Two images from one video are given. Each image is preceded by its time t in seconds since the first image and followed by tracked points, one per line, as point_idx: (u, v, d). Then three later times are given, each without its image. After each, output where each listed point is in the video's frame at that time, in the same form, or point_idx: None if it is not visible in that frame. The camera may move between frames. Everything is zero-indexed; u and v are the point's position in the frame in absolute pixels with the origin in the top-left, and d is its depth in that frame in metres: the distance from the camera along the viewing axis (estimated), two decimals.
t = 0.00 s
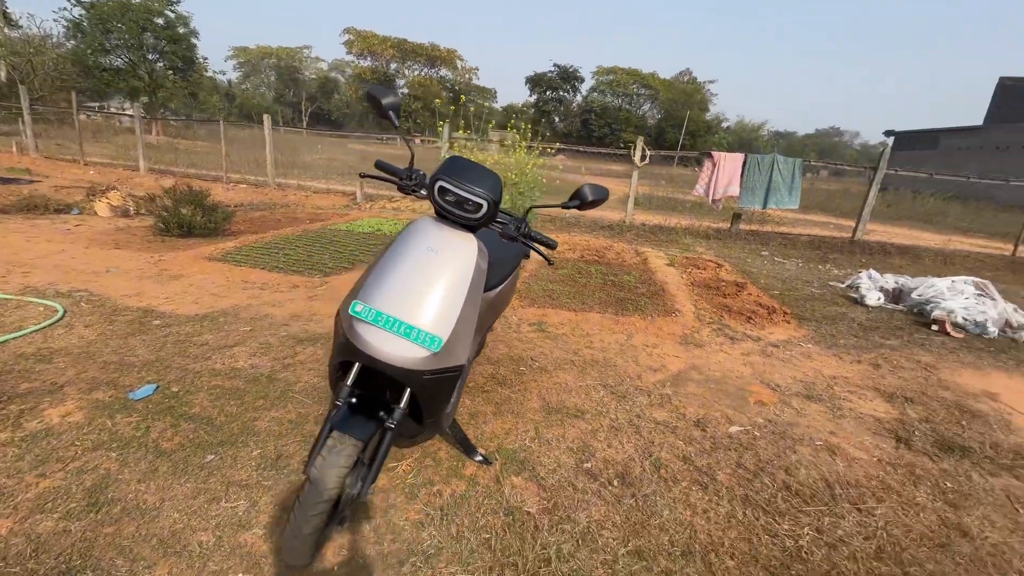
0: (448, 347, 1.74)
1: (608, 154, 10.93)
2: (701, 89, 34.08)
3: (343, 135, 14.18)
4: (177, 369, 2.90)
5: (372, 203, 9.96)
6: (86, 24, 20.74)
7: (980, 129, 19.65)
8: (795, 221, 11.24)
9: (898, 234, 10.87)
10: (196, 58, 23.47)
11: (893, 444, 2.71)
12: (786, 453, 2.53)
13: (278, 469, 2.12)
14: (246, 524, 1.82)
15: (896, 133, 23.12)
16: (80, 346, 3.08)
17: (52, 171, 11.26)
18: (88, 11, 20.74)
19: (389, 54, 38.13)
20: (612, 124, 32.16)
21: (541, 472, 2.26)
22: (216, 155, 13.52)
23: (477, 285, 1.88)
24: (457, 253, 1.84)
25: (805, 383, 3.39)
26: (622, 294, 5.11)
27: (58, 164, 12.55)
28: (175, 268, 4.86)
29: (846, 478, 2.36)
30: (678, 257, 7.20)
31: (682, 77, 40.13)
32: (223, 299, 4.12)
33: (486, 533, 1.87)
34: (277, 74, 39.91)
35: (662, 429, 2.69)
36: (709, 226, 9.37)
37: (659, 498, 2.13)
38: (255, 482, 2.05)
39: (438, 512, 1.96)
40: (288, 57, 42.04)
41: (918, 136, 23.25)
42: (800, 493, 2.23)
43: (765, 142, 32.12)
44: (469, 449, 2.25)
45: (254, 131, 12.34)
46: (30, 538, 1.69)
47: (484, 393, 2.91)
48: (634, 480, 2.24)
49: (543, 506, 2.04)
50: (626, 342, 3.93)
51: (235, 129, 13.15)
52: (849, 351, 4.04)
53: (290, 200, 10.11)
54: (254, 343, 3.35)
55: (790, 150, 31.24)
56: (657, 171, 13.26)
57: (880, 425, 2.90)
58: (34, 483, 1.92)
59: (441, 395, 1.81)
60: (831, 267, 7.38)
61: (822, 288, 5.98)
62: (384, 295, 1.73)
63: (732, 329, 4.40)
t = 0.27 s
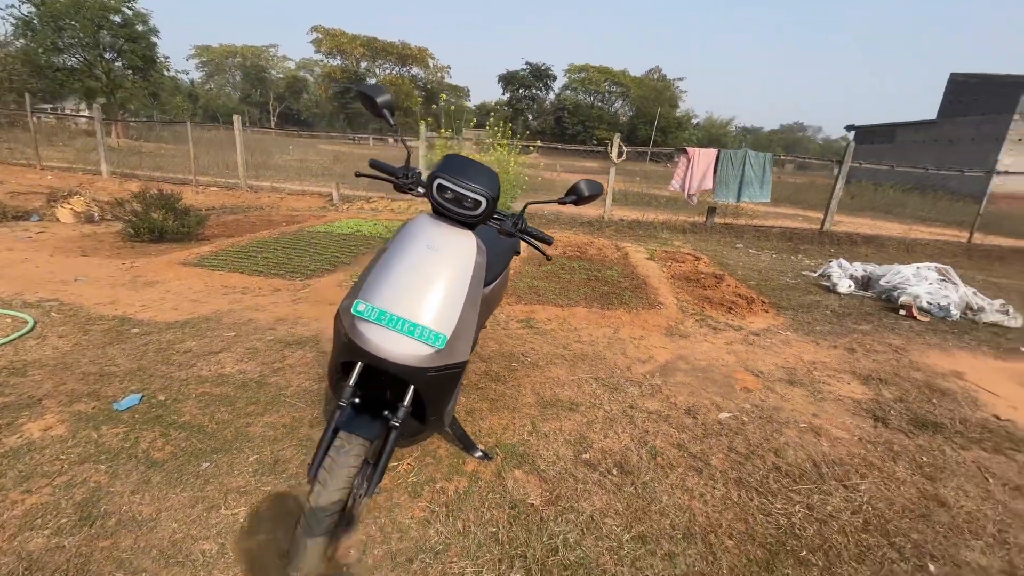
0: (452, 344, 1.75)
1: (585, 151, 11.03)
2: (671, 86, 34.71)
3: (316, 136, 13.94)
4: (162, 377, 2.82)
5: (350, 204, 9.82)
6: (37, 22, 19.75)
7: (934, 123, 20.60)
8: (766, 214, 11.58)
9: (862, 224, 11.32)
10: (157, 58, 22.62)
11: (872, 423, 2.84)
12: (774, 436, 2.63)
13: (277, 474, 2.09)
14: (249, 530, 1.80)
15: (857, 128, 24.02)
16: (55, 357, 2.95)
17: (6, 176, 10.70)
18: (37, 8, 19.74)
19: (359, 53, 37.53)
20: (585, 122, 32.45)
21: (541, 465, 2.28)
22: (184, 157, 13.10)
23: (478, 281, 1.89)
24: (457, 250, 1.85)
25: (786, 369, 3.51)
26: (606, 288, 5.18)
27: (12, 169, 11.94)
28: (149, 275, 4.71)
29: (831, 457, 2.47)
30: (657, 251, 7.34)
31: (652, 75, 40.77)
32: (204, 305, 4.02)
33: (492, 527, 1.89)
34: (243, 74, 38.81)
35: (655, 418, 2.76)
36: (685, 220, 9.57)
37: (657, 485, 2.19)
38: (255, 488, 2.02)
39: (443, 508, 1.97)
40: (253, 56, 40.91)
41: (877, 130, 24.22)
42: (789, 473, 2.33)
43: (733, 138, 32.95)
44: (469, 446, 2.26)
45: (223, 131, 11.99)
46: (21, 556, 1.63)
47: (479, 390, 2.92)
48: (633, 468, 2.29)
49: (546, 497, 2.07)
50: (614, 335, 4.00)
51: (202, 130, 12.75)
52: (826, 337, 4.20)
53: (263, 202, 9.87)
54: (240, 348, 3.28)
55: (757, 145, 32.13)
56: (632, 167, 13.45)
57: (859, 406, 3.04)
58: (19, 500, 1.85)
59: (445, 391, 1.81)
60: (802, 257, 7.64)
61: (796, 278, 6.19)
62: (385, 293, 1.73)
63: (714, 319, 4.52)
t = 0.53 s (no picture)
0: (456, 345, 1.74)
1: (561, 149, 11.10)
2: (641, 84, 35.22)
3: (286, 137, 13.61)
4: (145, 390, 2.72)
5: (325, 206, 9.64)
6: None
7: (891, 117, 21.51)
8: (739, 208, 11.89)
9: (829, 216, 11.74)
10: (113, 57, 21.65)
11: (853, 407, 2.97)
12: (763, 423, 2.72)
13: (276, 485, 2.05)
14: (252, 544, 1.76)
15: (819, 123, 24.90)
16: (26, 373, 2.82)
17: None
18: None
19: (327, 51, 36.78)
20: (558, 119, 32.64)
21: (542, 461, 2.31)
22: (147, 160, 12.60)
23: (478, 281, 1.89)
24: (458, 250, 1.84)
25: (769, 358, 3.63)
26: (591, 285, 5.24)
27: None
28: (121, 284, 4.52)
29: (818, 441, 2.57)
30: (637, 247, 7.45)
31: (622, 72, 41.27)
32: (182, 314, 3.89)
33: (499, 526, 1.90)
34: (205, 73, 37.53)
35: (649, 411, 2.81)
36: (662, 216, 9.74)
37: (657, 476, 2.23)
38: (253, 500, 1.97)
39: (448, 509, 1.97)
40: (216, 54, 39.61)
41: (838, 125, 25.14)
42: (780, 459, 2.41)
43: (702, 134, 33.69)
44: (469, 446, 2.26)
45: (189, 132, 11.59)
46: None
47: (473, 390, 2.92)
48: (632, 461, 2.33)
49: (550, 493, 2.09)
50: (602, 331, 4.05)
51: (167, 132, 12.29)
52: (804, 326, 4.36)
53: (235, 206, 9.59)
54: (225, 357, 3.19)
55: (726, 140, 32.92)
56: (608, 164, 13.61)
57: (840, 391, 3.17)
58: (2, 525, 1.76)
59: (449, 393, 1.81)
60: (775, 249, 7.89)
61: (771, 270, 6.39)
62: (387, 296, 1.71)
63: (697, 312, 4.63)
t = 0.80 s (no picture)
0: (456, 348, 1.74)
1: (537, 147, 11.14)
2: (612, 81, 35.62)
3: (255, 138, 13.23)
4: (124, 404, 2.62)
5: (299, 208, 9.43)
6: None
7: (851, 113, 22.37)
8: (711, 202, 12.17)
9: (796, 209, 12.15)
10: (63, 55, 20.59)
11: (831, 393, 3.09)
12: (749, 412, 2.81)
13: (272, 496, 2.01)
14: (252, 557, 1.72)
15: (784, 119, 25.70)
16: None
17: None
18: None
19: (293, 49, 35.88)
20: (530, 117, 32.71)
21: (539, 459, 2.33)
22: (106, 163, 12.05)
23: (475, 283, 1.89)
24: (454, 252, 1.84)
25: (750, 348, 3.74)
26: (574, 282, 5.29)
27: None
28: (88, 294, 4.33)
29: (801, 427, 2.67)
30: (616, 243, 7.55)
31: (593, 69, 41.63)
32: (157, 323, 3.75)
33: (502, 525, 1.91)
34: (164, 71, 36.10)
35: (639, 405, 2.86)
36: (638, 211, 9.89)
37: (652, 468, 2.28)
38: (249, 512, 1.93)
39: (450, 511, 1.97)
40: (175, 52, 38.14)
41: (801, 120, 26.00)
42: (767, 446, 2.49)
43: (672, 130, 34.31)
44: (466, 447, 2.26)
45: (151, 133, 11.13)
46: None
47: (465, 391, 2.92)
48: (627, 455, 2.37)
49: (549, 490, 2.11)
50: (588, 327, 4.09)
51: (127, 134, 11.77)
52: (780, 317, 4.50)
53: (204, 210, 9.28)
54: (207, 367, 3.10)
55: (695, 136, 33.62)
56: (583, 162, 13.73)
57: (818, 378, 3.30)
58: None
59: (449, 396, 1.80)
60: (748, 242, 8.12)
61: (746, 262, 6.57)
62: (385, 301, 1.70)
63: (678, 306, 4.73)
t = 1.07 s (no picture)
0: (453, 347, 1.75)
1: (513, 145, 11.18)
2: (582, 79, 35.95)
3: (221, 139, 12.82)
4: (101, 417, 2.53)
5: (271, 211, 9.20)
6: None
7: (812, 110, 23.20)
8: (683, 198, 12.44)
9: (764, 203, 12.55)
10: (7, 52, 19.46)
11: (806, 379, 3.23)
12: (731, 401, 2.91)
13: (266, 505, 1.98)
14: (249, 567, 1.70)
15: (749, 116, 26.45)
16: None
17: None
18: None
19: (256, 46, 34.87)
20: (502, 115, 32.71)
21: (533, 454, 2.36)
22: (61, 166, 11.48)
23: (468, 282, 1.90)
24: (447, 251, 1.85)
25: (729, 339, 3.86)
26: (555, 279, 5.34)
27: None
28: (52, 304, 4.14)
29: (781, 413, 2.78)
30: (593, 240, 7.65)
31: (563, 67, 41.89)
32: (130, 332, 3.62)
33: (501, 520, 1.93)
34: (119, 69, 34.54)
35: (627, 398, 2.93)
36: (613, 208, 10.04)
37: (642, 458, 2.34)
38: (243, 521, 1.90)
39: (448, 510, 1.98)
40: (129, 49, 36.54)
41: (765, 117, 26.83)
42: (750, 432, 2.59)
43: (643, 127, 34.88)
44: (460, 446, 2.27)
45: (110, 135, 10.66)
46: None
47: (455, 391, 2.92)
48: (618, 447, 2.43)
49: (545, 484, 2.15)
50: (572, 324, 4.15)
51: (82, 136, 11.24)
52: (755, 308, 4.66)
53: (170, 214, 8.96)
54: (187, 375, 3.01)
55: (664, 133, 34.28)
56: (557, 160, 13.84)
57: (794, 365, 3.43)
58: None
59: (447, 395, 1.81)
60: (720, 236, 8.35)
61: (719, 256, 6.76)
62: (380, 302, 1.69)
63: (658, 300, 4.84)
